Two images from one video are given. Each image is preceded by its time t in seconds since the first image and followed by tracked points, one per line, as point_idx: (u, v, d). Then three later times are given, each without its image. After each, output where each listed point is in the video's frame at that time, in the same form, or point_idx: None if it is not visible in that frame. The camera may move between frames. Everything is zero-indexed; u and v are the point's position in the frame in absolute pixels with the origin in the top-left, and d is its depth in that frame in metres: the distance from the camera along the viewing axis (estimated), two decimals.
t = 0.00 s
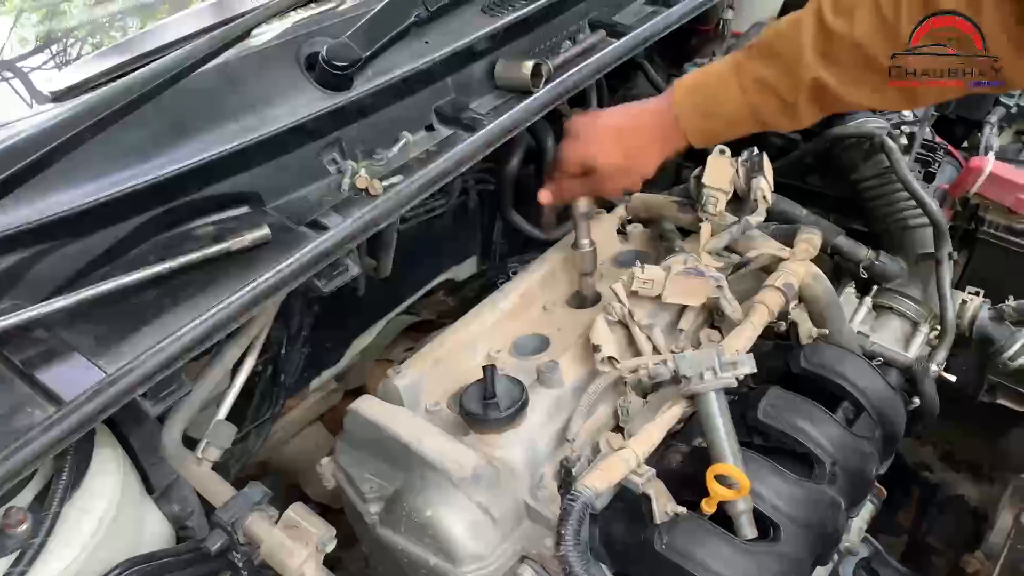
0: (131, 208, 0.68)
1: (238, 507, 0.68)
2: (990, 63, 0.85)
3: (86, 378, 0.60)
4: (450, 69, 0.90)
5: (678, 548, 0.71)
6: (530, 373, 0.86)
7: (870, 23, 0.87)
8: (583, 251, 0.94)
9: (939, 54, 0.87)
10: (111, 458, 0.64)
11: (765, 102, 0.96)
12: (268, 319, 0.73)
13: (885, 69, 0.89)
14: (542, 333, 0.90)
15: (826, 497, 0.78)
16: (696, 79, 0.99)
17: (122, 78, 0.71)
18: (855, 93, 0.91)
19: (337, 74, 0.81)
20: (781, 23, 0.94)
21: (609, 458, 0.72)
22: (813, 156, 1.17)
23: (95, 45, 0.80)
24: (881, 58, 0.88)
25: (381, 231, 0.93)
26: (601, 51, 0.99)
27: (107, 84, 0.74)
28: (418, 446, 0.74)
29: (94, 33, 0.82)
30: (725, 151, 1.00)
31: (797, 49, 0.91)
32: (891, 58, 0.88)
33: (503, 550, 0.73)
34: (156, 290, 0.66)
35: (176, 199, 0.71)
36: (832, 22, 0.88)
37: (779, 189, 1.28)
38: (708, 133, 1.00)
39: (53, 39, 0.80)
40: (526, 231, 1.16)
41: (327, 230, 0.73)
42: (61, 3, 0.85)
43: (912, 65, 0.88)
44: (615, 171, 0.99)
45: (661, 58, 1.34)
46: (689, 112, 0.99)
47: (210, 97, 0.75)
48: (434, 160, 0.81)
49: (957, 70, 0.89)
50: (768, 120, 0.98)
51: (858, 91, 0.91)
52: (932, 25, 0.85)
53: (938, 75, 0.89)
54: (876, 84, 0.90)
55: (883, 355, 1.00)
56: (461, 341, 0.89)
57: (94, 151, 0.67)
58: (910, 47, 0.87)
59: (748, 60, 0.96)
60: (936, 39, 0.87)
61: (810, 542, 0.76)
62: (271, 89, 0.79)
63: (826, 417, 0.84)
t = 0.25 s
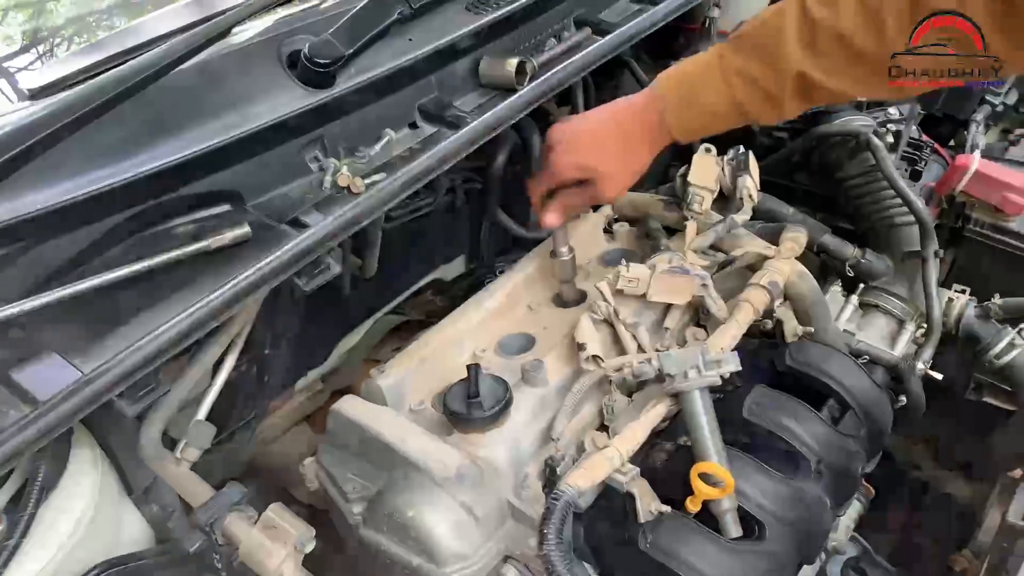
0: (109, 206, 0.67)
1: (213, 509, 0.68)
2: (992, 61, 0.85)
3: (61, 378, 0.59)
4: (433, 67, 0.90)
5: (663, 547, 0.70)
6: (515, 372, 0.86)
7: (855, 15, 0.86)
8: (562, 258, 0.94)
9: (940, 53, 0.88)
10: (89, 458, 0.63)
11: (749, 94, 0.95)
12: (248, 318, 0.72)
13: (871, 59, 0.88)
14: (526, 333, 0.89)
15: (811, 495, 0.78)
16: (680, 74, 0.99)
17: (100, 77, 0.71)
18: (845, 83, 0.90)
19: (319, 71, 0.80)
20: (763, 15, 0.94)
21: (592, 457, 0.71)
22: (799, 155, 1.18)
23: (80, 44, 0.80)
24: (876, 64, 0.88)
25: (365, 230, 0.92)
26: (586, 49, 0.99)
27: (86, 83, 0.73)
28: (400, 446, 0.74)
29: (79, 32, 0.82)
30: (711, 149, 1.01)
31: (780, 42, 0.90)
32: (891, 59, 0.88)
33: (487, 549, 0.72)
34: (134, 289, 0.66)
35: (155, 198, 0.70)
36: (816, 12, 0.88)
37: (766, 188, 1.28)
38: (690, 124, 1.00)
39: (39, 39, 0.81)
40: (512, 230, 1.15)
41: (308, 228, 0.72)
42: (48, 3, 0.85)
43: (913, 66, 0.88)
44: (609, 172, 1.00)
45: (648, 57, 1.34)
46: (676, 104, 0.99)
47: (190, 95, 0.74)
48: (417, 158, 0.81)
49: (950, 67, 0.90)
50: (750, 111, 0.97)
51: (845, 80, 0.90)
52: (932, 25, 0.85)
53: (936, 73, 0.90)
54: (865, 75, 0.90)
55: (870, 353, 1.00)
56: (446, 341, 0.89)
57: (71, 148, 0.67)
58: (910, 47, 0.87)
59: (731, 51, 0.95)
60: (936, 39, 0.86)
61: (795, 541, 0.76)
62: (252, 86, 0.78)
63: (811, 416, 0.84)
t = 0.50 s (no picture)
0: (99, 213, 0.67)
1: (203, 517, 0.67)
2: (992, 62, 0.84)
3: (51, 386, 0.59)
4: (424, 74, 0.90)
5: (652, 553, 0.70)
6: (505, 378, 0.86)
7: (846, 13, 0.87)
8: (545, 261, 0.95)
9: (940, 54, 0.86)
10: (79, 465, 0.63)
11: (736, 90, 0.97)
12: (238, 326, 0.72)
13: (859, 63, 0.89)
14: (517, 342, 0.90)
15: (799, 501, 0.78)
16: (662, 69, 0.99)
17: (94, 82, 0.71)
18: (831, 84, 0.90)
19: (310, 78, 0.81)
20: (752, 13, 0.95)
21: (582, 463, 0.71)
22: (789, 161, 1.19)
23: (74, 48, 0.79)
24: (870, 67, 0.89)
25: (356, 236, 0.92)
26: (576, 56, 0.99)
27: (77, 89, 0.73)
28: (390, 453, 0.74)
29: (73, 36, 0.81)
30: (701, 156, 1.02)
31: (770, 36, 0.92)
32: (891, 58, 0.87)
33: (477, 556, 0.72)
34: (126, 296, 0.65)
35: (147, 204, 0.70)
36: (806, 8, 0.90)
37: (757, 194, 1.28)
38: (676, 117, 1.00)
39: (32, 42, 0.80)
40: (504, 236, 1.15)
41: (298, 235, 0.72)
42: (40, 6, 0.85)
43: (912, 66, 0.87)
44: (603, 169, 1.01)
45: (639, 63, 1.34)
46: (660, 96, 0.99)
47: (182, 102, 0.74)
48: (408, 165, 0.81)
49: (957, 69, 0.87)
50: (736, 107, 0.98)
51: (832, 82, 0.90)
52: (932, 25, 0.84)
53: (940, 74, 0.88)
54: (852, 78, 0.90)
55: (859, 359, 1.00)
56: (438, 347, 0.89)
57: (63, 156, 0.67)
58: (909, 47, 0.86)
59: (720, 44, 0.96)
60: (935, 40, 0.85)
61: (783, 547, 0.76)
62: (244, 93, 0.78)
63: (799, 422, 0.84)
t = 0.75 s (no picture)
0: (102, 218, 0.68)
1: (205, 519, 0.68)
2: (992, 62, 0.85)
3: (54, 389, 0.60)
4: (425, 80, 0.91)
5: (650, 557, 0.71)
6: (504, 382, 0.86)
7: (842, 25, 0.89)
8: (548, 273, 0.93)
9: (940, 54, 0.87)
10: (81, 469, 0.64)
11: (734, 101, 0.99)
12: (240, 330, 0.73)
13: (854, 74, 0.91)
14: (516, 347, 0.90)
15: (796, 506, 0.79)
16: (662, 76, 1.01)
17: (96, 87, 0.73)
18: (830, 98, 0.93)
19: (312, 84, 0.81)
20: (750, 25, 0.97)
21: (581, 468, 0.72)
22: (786, 166, 1.19)
23: (73, 53, 0.80)
24: (867, 73, 0.90)
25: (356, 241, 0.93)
26: (576, 62, 1.00)
27: (78, 95, 0.74)
28: (390, 456, 0.75)
29: (73, 40, 0.82)
30: (700, 161, 1.02)
31: (767, 51, 0.94)
32: (892, 57, 0.89)
33: (476, 560, 0.73)
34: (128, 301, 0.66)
35: (149, 209, 0.71)
36: (804, 22, 0.92)
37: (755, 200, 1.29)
38: (675, 129, 1.02)
39: (31, 45, 0.80)
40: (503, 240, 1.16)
41: (300, 239, 0.73)
42: (40, 9, 0.85)
43: (911, 65, 0.89)
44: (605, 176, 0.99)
45: (638, 68, 1.35)
46: (660, 108, 1.01)
47: (184, 108, 0.75)
48: (408, 170, 0.81)
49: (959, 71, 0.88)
50: (735, 118, 1.01)
51: (826, 96, 0.93)
52: (932, 25, 0.87)
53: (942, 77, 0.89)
54: (847, 90, 0.92)
55: (856, 364, 1.01)
56: (438, 351, 0.89)
57: (67, 161, 0.68)
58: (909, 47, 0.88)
59: (718, 58, 0.99)
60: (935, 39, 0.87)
61: (780, 550, 0.77)
62: (246, 99, 0.79)
63: (797, 427, 0.85)
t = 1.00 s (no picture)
0: (101, 217, 0.68)
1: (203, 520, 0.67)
2: (992, 62, 0.83)
3: (52, 390, 0.59)
4: (424, 80, 0.90)
5: (650, 557, 0.71)
6: (504, 383, 0.86)
7: (836, 35, 0.88)
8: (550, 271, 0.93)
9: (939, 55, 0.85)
10: (79, 469, 0.63)
11: (731, 113, 0.99)
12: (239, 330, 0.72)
13: (852, 84, 0.90)
14: (515, 347, 0.90)
15: (796, 506, 0.79)
16: (657, 88, 1.01)
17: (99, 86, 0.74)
18: (826, 108, 0.92)
19: (311, 83, 0.81)
20: (744, 35, 0.97)
21: (581, 468, 0.72)
22: (785, 167, 1.19)
23: (72, 52, 0.80)
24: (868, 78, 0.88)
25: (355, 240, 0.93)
26: (576, 62, 1.00)
27: (76, 94, 0.74)
28: (390, 456, 0.74)
29: (72, 38, 0.82)
30: (699, 162, 1.02)
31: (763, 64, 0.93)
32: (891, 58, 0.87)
33: (475, 560, 0.73)
34: (127, 300, 0.66)
35: (147, 208, 0.70)
36: (798, 34, 0.91)
37: (754, 200, 1.29)
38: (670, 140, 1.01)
39: (29, 45, 0.80)
40: (502, 240, 1.16)
41: (299, 239, 0.72)
42: (38, 9, 0.85)
43: (911, 65, 0.87)
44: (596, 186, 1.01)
45: (638, 68, 1.34)
46: (655, 121, 1.01)
47: (182, 107, 0.74)
48: (407, 170, 0.81)
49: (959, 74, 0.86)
50: (732, 129, 1.00)
51: (826, 105, 0.92)
52: (932, 25, 0.84)
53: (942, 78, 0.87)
54: (846, 99, 0.92)
55: (856, 364, 1.01)
56: (437, 352, 0.89)
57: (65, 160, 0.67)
58: (910, 47, 0.86)
59: (712, 72, 0.98)
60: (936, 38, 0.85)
61: (780, 551, 0.77)
62: (245, 98, 0.78)
63: (797, 428, 0.85)
